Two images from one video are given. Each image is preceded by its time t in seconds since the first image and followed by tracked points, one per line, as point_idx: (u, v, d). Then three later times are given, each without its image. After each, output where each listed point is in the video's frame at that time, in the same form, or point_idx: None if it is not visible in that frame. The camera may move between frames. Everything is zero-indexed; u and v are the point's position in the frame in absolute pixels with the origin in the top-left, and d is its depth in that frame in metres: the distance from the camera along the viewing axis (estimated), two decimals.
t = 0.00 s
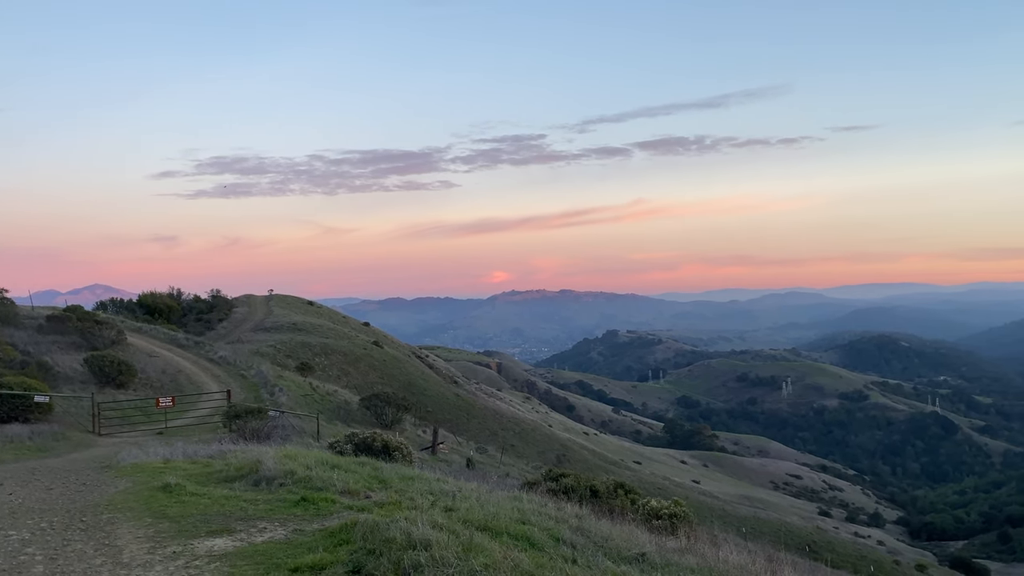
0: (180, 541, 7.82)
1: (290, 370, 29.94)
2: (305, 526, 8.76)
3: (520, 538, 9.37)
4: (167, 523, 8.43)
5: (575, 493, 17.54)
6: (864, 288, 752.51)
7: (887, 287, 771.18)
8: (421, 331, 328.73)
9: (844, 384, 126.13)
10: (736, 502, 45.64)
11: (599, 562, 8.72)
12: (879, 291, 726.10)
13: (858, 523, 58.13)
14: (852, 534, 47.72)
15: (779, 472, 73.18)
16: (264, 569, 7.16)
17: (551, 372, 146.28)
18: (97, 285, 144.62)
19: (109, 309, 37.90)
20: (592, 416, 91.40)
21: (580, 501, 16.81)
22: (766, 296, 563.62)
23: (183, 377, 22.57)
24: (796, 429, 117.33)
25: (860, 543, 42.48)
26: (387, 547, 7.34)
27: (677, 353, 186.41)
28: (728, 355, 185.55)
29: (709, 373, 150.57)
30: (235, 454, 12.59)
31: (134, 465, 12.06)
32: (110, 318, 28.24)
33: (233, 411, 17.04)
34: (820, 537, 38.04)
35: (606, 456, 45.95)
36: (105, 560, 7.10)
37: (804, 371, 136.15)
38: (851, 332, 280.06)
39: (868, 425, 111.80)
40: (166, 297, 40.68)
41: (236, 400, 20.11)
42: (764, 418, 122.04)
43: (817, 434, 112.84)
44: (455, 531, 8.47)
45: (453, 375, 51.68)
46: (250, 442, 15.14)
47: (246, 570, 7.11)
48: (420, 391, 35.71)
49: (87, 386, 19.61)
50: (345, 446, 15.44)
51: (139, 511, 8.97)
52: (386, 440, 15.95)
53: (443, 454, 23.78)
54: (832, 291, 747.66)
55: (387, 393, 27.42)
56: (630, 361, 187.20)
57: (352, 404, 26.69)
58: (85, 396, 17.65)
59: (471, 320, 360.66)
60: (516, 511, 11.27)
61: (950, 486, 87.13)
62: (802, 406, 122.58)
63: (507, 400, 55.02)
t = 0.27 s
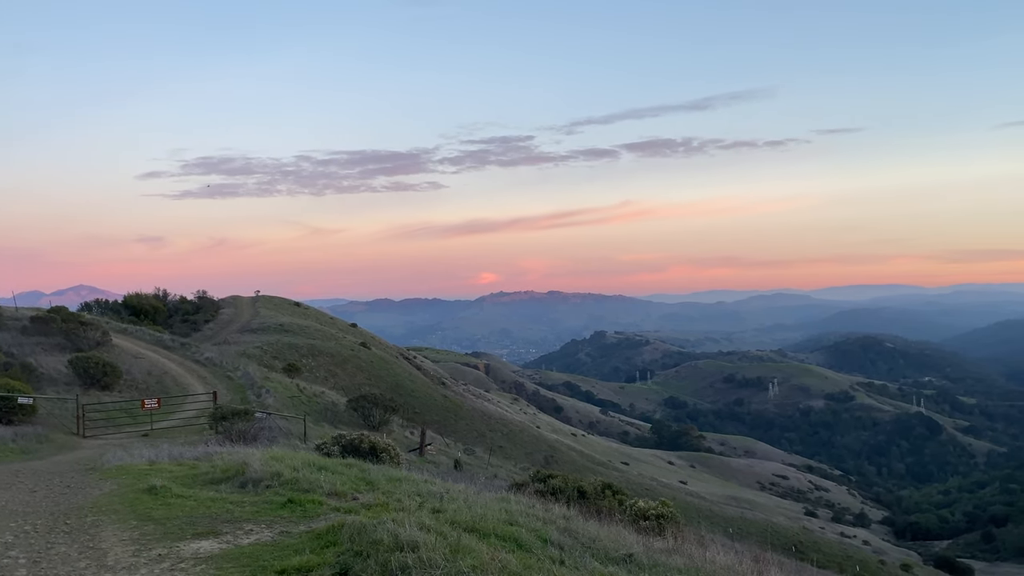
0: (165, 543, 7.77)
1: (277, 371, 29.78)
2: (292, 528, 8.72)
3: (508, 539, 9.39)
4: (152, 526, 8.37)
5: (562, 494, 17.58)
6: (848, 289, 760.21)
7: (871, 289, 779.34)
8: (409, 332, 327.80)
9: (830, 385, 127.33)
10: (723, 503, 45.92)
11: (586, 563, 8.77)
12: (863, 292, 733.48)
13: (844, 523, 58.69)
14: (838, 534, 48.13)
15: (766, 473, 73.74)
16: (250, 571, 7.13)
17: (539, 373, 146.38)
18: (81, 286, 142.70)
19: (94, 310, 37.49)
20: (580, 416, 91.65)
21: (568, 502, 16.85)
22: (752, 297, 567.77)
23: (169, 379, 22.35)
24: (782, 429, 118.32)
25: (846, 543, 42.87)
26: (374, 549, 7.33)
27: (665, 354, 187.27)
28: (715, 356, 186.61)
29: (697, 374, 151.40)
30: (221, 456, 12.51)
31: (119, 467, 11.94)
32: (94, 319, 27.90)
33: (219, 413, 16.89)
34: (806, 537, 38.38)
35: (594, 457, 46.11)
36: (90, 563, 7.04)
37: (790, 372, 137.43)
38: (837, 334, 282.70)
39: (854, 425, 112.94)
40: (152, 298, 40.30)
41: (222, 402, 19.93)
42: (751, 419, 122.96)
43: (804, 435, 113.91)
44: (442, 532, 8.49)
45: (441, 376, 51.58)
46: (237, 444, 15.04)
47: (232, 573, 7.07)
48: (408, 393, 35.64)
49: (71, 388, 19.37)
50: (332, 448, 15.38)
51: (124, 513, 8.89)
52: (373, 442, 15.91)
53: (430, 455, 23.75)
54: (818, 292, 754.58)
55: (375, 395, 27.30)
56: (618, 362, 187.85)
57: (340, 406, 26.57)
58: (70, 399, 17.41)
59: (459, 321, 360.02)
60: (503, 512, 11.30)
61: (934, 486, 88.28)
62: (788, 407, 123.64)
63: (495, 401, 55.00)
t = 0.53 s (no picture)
0: (150, 546, 7.72)
1: (263, 372, 29.62)
2: (277, 530, 8.70)
3: (495, 541, 9.42)
4: (136, 529, 8.29)
5: (550, 495, 17.62)
6: (833, 290, 768.13)
7: (855, 290, 787.69)
8: (396, 333, 326.74)
9: (816, 386, 128.55)
10: (710, 504, 46.22)
11: (573, 565, 8.80)
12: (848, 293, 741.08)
13: (829, 523, 59.26)
14: (824, 534, 48.59)
15: (752, 473, 74.23)
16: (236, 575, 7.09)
17: (526, 374, 146.34)
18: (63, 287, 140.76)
19: (78, 310, 37.06)
20: (568, 418, 91.82)
21: (555, 503, 16.88)
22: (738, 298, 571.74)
23: (155, 380, 22.12)
24: (768, 430, 119.26)
25: (831, 543, 43.30)
26: (361, 551, 7.32)
27: (652, 355, 188.08)
28: (702, 357, 187.67)
29: (683, 375, 152.16)
30: (207, 458, 12.43)
31: (103, 470, 11.80)
32: (78, 320, 27.57)
33: (205, 414, 16.74)
34: (792, 537, 38.65)
35: (581, 458, 46.21)
36: (73, 566, 6.98)
37: (776, 373, 138.64)
38: (822, 335, 285.42)
39: (839, 426, 114.07)
40: (136, 299, 39.90)
41: (208, 404, 19.74)
42: (738, 420, 123.86)
43: (789, 436, 114.94)
44: (429, 534, 8.49)
45: (429, 377, 51.49)
46: (223, 446, 14.91)
47: None
48: (395, 394, 35.53)
49: (54, 390, 19.13)
50: (319, 450, 15.30)
51: (108, 516, 8.81)
52: (360, 444, 15.87)
53: (417, 456, 23.72)
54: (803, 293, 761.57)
55: (362, 396, 27.20)
56: (605, 363, 188.38)
57: (326, 407, 26.44)
58: (53, 401, 17.19)
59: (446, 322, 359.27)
60: (490, 514, 11.30)
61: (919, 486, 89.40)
62: (774, 407, 124.65)
63: (483, 403, 54.95)
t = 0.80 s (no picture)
0: (134, 548, 7.65)
1: (249, 373, 29.40)
2: (263, 532, 8.66)
3: (482, 542, 9.44)
4: (120, 531, 8.22)
5: (537, 496, 17.66)
6: (817, 291, 775.90)
7: (839, 291, 796.26)
8: (383, 334, 325.46)
9: (801, 386, 129.80)
10: (696, 504, 46.53)
11: (560, 565, 8.83)
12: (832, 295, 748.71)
13: (814, 523, 59.85)
14: (809, 534, 49.05)
15: (738, 474, 74.78)
16: None
17: (514, 375, 146.41)
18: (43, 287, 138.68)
19: (62, 311, 36.63)
20: (555, 418, 92.00)
21: (542, 504, 16.93)
22: (724, 299, 575.68)
23: (140, 381, 21.91)
24: (754, 430, 120.16)
25: (816, 543, 43.71)
26: (347, 553, 7.31)
27: (639, 356, 188.87)
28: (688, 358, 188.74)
29: (670, 376, 152.93)
30: (191, 460, 12.33)
31: (86, 472, 11.68)
32: (61, 321, 27.24)
33: (190, 416, 16.62)
34: (777, 537, 39.01)
35: (568, 458, 46.31)
36: (56, 569, 6.92)
37: (762, 373, 139.73)
38: (808, 336, 288.06)
39: (824, 426, 115.21)
40: (121, 299, 39.50)
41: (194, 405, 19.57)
42: (724, 420, 124.79)
43: (775, 436, 116.00)
44: (415, 535, 8.51)
45: (415, 378, 51.36)
46: (208, 447, 14.80)
47: None
48: (381, 395, 35.40)
49: (37, 391, 18.90)
50: (305, 451, 15.24)
51: (92, 518, 8.73)
52: (347, 445, 15.82)
53: (404, 458, 23.66)
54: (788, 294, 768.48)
55: (348, 397, 27.07)
56: (592, 364, 188.90)
57: (313, 409, 26.31)
58: (36, 402, 16.97)
59: (433, 323, 358.49)
60: (477, 515, 11.31)
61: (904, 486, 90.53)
62: (760, 407, 125.71)
63: (470, 404, 54.93)
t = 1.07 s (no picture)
0: (117, 550, 7.59)
1: (234, 374, 29.17)
2: (247, 533, 8.61)
3: (468, 543, 9.45)
4: (103, 533, 8.15)
5: (523, 496, 17.72)
6: (802, 292, 783.69)
7: (822, 293, 805.25)
8: (368, 334, 323.96)
9: (786, 387, 131.10)
10: (682, 504, 46.78)
11: (546, 566, 8.87)
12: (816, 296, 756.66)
13: (799, 523, 60.42)
14: (794, 534, 49.53)
15: (724, 474, 75.29)
16: None
17: (501, 375, 146.43)
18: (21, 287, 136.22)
19: (44, 311, 36.18)
20: (542, 419, 92.05)
21: (529, 505, 16.96)
22: (710, 300, 579.47)
23: (123, 382, 21.68)
24: (739, 430, 121.13)
25: (801, 543, 44.11)
26: (331, 555, 7.31)
27: (625, 357, 189.60)
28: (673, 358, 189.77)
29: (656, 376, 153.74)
30: (176, 461, 12.23)
31: (68, 474, 11.54)
32: (43, 321, 26.83)
33: (173, 417, 16.46)
34: (763, 537, 39.30)
35: (555, 459, 46.37)
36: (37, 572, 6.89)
37: (747, 374, 140.86)
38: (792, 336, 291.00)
39: (809, 426, 116.36)
40: (104, 299, 39.08)
41: (178, 406, 19.39)
42: (709, 420, 125.68)
43: (760, 436, 117.05)
44: (400, 536, 8.53)
45: (401, 379, 51.27)
46: (193, 449, 14.68)
47: None
48: (367, 396, 35.25)
49: (19, 392, 18.64)
50: (290, 452, 15.18)
51: (73, 520, 8.63)
52: (332, 446, 15.76)
53: (390, 459, 23.58)
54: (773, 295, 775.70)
55: (334, 398, 26.94)
56: (579, 364, 189.34)
57: (298, 410, 26.14)
58: (17, 403, 16.75)
59: (419, 324, 357.40)
60: (464, 516, 11.31)
61: (887, 486, 91.62)
62: (745, 408, 126.77)
63: (456, 404, 54.88)
